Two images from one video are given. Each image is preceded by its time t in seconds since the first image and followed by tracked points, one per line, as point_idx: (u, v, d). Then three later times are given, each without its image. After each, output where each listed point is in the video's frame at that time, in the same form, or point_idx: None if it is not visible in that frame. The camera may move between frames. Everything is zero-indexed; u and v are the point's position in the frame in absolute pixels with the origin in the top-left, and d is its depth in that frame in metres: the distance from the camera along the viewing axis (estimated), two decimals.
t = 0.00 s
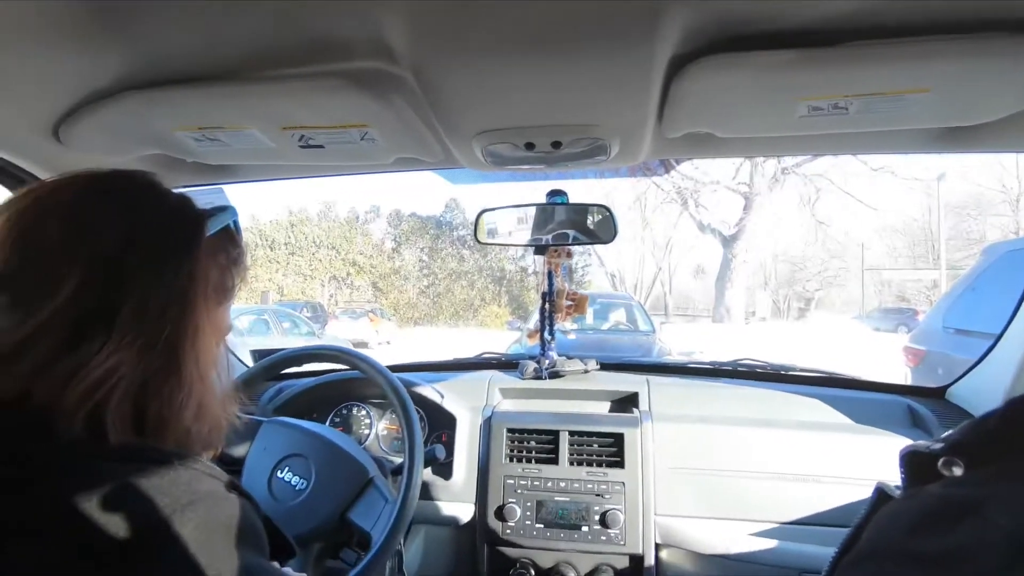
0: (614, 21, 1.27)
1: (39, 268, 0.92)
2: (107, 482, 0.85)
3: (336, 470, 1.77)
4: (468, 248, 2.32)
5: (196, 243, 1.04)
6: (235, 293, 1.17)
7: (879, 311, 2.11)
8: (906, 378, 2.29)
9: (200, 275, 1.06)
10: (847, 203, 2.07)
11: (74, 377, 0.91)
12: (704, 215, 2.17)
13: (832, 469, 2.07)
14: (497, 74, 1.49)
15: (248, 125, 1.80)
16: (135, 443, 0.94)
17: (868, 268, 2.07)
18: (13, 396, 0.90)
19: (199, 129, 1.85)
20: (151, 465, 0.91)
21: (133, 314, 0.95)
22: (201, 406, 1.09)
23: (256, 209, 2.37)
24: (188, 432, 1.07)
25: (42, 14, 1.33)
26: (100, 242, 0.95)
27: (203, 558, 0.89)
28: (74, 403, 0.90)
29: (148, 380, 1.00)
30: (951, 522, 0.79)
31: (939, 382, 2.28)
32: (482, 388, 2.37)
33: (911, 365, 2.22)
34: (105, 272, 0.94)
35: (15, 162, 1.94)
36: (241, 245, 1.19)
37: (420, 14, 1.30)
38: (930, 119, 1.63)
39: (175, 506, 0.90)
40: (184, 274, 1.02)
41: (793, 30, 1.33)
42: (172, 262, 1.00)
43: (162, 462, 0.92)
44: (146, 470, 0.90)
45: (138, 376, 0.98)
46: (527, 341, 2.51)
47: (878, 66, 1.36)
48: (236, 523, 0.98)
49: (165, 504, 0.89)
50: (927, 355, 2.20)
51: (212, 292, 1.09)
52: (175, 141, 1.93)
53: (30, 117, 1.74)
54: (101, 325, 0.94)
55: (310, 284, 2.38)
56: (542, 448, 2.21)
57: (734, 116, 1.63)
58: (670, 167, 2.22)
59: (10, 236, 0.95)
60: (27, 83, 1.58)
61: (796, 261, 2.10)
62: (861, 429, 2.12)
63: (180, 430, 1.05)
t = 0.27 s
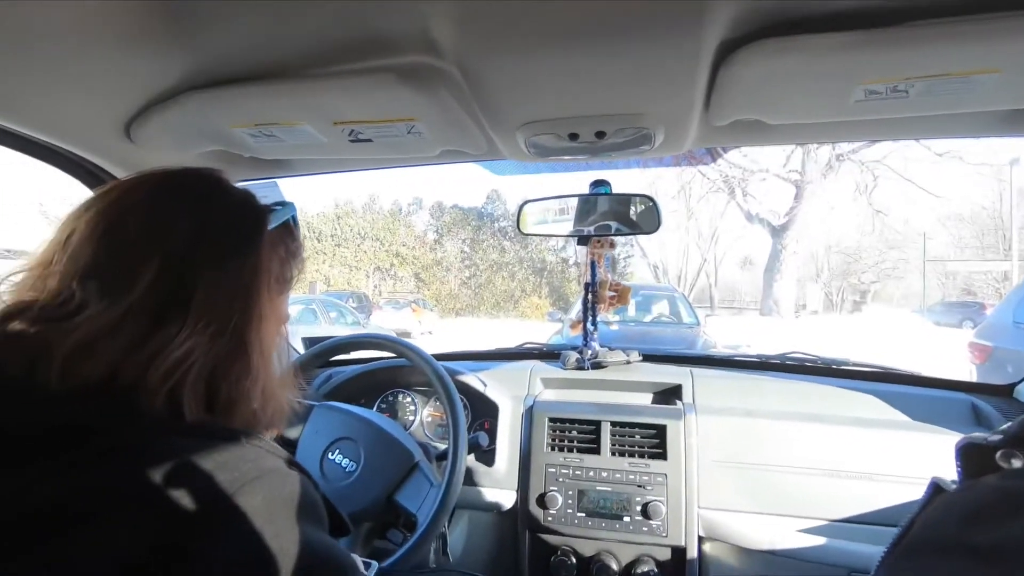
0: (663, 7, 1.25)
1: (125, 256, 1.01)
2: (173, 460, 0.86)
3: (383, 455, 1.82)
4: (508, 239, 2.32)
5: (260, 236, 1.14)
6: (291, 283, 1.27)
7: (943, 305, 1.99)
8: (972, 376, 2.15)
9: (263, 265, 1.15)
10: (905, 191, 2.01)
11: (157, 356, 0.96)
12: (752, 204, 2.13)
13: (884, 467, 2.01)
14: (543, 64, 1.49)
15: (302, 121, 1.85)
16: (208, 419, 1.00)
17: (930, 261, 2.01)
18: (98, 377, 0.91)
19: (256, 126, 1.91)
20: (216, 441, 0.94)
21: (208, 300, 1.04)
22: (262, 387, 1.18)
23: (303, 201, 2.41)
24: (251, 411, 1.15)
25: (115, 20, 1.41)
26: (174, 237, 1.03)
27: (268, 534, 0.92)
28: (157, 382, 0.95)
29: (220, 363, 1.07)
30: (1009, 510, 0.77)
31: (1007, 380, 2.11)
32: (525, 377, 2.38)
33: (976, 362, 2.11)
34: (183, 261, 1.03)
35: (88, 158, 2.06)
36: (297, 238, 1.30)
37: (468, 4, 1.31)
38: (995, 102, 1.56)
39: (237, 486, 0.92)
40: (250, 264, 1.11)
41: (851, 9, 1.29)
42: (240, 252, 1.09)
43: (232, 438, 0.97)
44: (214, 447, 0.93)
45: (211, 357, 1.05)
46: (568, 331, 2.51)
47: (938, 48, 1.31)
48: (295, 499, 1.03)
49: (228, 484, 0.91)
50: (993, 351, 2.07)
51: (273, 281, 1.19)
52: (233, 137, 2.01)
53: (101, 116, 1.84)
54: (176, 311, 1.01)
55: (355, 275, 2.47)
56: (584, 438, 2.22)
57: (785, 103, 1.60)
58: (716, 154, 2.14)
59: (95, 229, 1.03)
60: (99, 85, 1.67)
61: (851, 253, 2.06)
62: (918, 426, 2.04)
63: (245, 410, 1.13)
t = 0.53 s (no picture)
0: None
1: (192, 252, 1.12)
2: (232, 442, 0.93)
3: (425, 443, 1.85)
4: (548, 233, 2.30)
5: (312, 234, 1.23)
6: (340, 278, 1.36)
7: (1009, 301, 1.89)
8: None
9: (315, 261, 1.24)
10: (967, 177, 1.90)
11: (218, 344, 1.06)
12: (801, 195, 2.06)
13: (937, 468, 1.94)
14: (585, 55, 1.48)
15: (347, 117, 1.88)
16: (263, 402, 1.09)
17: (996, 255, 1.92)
18: (167, 362, 1.01)
19: (303, 123, 1.95)
20: (270, 426, 1.00)
21: (264, 293, 1.14)
22: (313, 373, 1.27)
23: (351, 196, 2.49)
24: (303, 396, 1.24)
25: (170, 23, 1.46)
26: (234, 235, 1.14)
27: (320, 515, 0.96)
28: (217, 368, 1.04)
29: (274, 350, 1.16)
30: None
31: None
32: (564, 369, 2.38)
33: None
34: (242, 258, 1.13)
35: (149, 157, 2.16)
36: (346, 232, 1.38)
37: None
38: None
39: (290, 469, 0.97)
40: (302, 260, 1.21)
41: None
42: (293, 250, 1.19)
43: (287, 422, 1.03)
44: (266, 432, 0.98)
45: (266, 345, 1.14)
46: (608, 324, 2.49)
47: (1002, 29, 1.25)
48: (343, 479, 1.05)
49: (280, 467, 0.96)
50: None
51: (323, 276, 1.28)
52: (281, 134, 2.05)
53: (158, 116, 1.91)
54: (235, 303, 1.12)
55: (397, 268, 2.46)
56: (624, 431, 2.21)
57: (836, 90, 1.55)
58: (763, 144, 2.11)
59: (165, 226, 1.14)
60: (157, 86, 1.74)
61: (908, 245, 2.00)
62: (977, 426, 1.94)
63: (297, 394, 1.22)
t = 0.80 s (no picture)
0: None
1: (231, 246, 1.14)
2: (268, 431, 0.94)
3: (454, 437, 1.85)
4: (579, 230, 2.29)
5: (346, 228, 1.24)
6: (374, 271, 1.37)
7: None
8: None
9: (349, 254, 1.25)
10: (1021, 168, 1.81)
11: (256, 335, 1.08)
12: (840, 187, 1.98)
13: (981, 471, 1.88)
14: (616, 47, 1.46)
15: (378, 114, 1.88)
16: (300, 392, 1.10)
17: None
18: (207, 352, 1.04)
19: (335, 120, 1.96)
20: (306, 415, 1.02)
21: (300, 286, 1.16)
22: (348, 365, 1.28)
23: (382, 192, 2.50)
24: (338, 387, 1.26)
25: (205, 24, 1.49)
26: (272, 228, 1.15)
27: (352, 504, 0.96)
28: (254, 359, 1.06)
29: (310, 342, 1.18)
30: None
31: None
32: (593, 365, 2.36)
33: None
34: (279, 251, 1.15)
35: (189, 153, 2.23)
36: (379, 227, 1.39)
37: None
38: None
39: (324, 458, 0.98)
40: (337, 253, 1.22)
41: None
42: (328, 243, 1.20)
43: (322, 412, 1.05)
44: (301, 422, 1.00)
45: (302, 336, 1.16)
46: (638, 320, 2.45)
47: None
48: (375, 468, 1.06)
49: (314, 457, 0.97)
50: None
51: (357, 270, 1.29)
52: (314, 131, 2.07)
53: (195, 114, 1.95)
54: (272, 296, 1.14)
55: (426, 263, 2.50)
56: (653, 428, 2.18)
57: (876, 78, 1.50)
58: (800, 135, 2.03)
59: (204, 220, 1.16)
60: (194, 85, 1.78)
61: (956, 240, 1.90)
62: None
63: (332, 386, 1.23)
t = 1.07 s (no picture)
0: None
1: (256, 241, 1.15)
2: (293, 424, 0.95)
3: (475, 432, 1.85)
4: (600, 226, 2.27)
5: (369, 223, 1.24)
6: (396, 267, 1.37)
7: None
8: None
9: (372, 250, 1.25)
10: None
11: (280, 330, 1.08)
12: (870, 182, 1.93)
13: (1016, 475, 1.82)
14: (640, 40, 1.44)
15: (400, 110, 1.88)
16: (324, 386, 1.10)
17: None
18: (233, 347, 1.05)
19: (358, 117, 1.96)
20: (329, 409, 1.02)
21: (324, 281, 1.16)
22: (371, 360, 1.28)
23: (403, 187, 2.49)
24: (362, 382, 1.26)
25: (230, 24, 1.50)
26: (295, 223, 1.16)
27: (374, 497, 0.95)
28: (279, 354, 1.06)
29: (334, 338, 1.18)
30: None
31: None
32: (614, 362, 2.34)
33: None
34: (303, 247, 1.15)
35: (215, 150, 2.25)
36: (400, 222, 1.38)
37: None
38: None
39: (347, 452, 0.98)
40: (360, 248, 1.22)
41: None
42: (352, 239, 1.20)
43: (346, 406, 1.05)
44: (325, 416, 1.00)
45: (326, 331, 1.16)
46: (660, 317, 2.43)
47: None
48: (397, 462, 1.05)
49: (338, 450, 0.97)
50: None
51: (379, 265, 1.29)
52: (336, 128, 2.08)
53: (220, 113, 1.98)
54: (296, 291, 1.14)
55: (447, 259, 2.46)
56: (675, 427, 2.15)
57: (909, 68, 1.46)
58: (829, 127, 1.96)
59: (230, 216, 1.17)
60: (220, 84, 1.79)
61: (992, 236, 1.84)
62: None
63: (356, 381, 1.23)
